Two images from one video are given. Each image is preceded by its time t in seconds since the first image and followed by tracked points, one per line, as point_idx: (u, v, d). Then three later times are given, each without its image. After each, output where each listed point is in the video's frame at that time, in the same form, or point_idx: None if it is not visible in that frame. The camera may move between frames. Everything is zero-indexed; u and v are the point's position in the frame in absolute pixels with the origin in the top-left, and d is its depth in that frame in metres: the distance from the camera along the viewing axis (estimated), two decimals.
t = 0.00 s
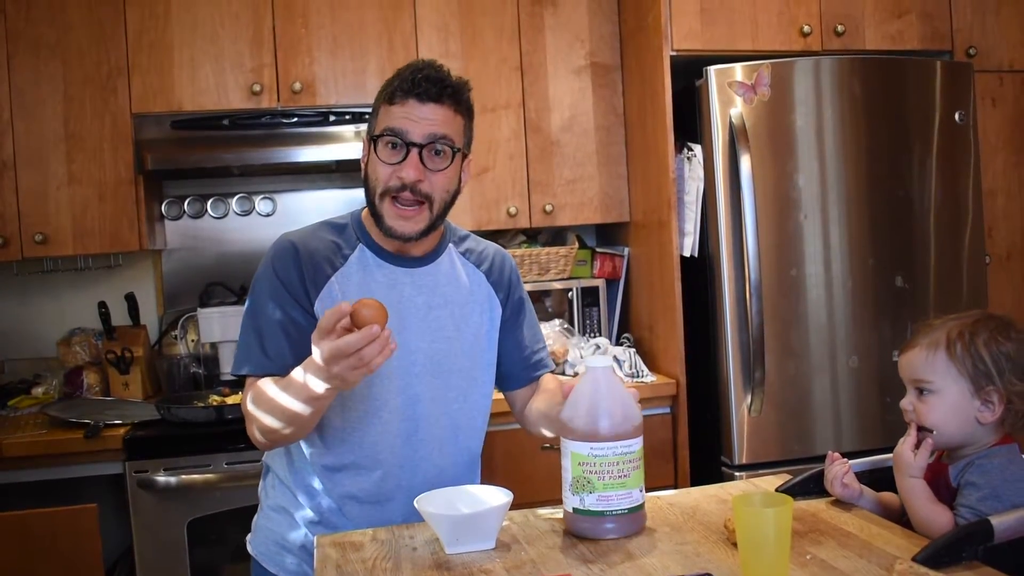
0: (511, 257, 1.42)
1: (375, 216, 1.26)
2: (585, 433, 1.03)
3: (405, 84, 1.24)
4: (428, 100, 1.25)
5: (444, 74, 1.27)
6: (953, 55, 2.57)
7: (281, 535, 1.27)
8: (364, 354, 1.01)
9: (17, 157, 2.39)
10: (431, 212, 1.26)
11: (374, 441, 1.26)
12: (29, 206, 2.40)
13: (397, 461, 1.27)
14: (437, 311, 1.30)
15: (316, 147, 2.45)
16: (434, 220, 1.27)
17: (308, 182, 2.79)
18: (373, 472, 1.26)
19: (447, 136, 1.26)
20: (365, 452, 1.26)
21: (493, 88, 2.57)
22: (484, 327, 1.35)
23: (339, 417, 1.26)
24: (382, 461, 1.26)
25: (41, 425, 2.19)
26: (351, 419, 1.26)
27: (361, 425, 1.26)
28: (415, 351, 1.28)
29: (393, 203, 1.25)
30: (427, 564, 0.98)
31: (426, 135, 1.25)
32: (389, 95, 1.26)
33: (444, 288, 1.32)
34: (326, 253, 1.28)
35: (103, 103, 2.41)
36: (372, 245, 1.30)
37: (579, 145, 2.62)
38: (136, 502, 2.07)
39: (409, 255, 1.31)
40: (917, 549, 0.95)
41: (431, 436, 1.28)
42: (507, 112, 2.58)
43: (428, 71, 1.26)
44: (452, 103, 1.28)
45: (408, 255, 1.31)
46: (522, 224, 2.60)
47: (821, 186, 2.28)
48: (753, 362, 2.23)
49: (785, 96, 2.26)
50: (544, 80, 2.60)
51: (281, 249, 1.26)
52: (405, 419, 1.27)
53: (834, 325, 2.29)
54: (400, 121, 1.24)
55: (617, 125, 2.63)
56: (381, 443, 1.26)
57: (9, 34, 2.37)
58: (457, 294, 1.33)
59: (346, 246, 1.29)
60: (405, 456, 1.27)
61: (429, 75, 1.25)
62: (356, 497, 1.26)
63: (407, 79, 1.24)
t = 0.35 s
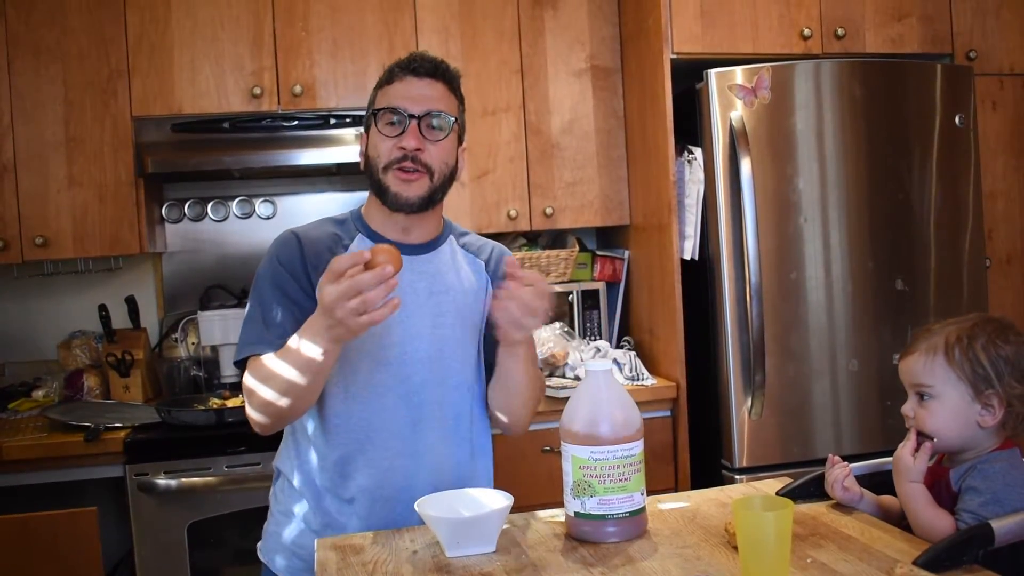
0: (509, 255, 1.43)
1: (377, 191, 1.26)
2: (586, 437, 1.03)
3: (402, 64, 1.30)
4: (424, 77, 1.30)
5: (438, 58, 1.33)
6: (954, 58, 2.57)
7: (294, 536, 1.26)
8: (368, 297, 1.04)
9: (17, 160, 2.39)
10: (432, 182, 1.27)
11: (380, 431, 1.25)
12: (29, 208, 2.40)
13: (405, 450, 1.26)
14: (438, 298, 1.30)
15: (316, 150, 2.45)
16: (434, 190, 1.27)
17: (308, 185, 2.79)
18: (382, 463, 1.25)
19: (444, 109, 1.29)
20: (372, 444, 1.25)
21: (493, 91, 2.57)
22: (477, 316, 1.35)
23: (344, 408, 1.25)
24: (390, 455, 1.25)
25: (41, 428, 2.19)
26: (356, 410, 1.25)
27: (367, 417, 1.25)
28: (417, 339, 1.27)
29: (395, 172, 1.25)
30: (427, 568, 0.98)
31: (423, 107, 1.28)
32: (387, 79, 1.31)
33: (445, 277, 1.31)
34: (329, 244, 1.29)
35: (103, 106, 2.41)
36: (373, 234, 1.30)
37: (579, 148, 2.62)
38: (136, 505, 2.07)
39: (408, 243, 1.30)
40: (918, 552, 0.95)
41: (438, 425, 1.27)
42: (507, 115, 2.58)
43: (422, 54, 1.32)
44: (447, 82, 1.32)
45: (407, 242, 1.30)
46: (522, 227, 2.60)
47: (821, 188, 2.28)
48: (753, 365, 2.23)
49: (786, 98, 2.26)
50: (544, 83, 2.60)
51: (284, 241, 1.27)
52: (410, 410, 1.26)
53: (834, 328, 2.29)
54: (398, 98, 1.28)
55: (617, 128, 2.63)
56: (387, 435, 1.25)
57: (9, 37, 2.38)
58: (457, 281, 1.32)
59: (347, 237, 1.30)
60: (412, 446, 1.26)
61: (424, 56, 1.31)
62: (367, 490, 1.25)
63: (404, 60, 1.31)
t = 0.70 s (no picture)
0: (540, 255, 1.40)
1: (409, 199, 1.27)
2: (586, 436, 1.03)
3: (426, 68, 1.27)
4: (449, 82, 1.28)
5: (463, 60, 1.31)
6: (956, 61, 2.57)
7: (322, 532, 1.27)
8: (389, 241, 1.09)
9: (19, 160, 2.39)
10: (461, 188, 1.26)
11: (403, 424, 1.27)
12: (30, 208, 2.40)
13: (426, 444, 1.28)
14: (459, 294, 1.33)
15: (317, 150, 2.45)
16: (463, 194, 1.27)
17: (309, 186, 2.79)
18: (404, 457, 1.27)
19: (470, 114, 1.27)
20: (394, 436, 1.27)
21: (495, 92, 2.57)
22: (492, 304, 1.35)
23: (369, 402, 1.28)
24: (411, 448, 1.27)
25: (41, 428, 2.19)
26: (379, 403, 1.28)
27: (388, 409, 1.28)
28: (438, 334, 1.30)
29: (424, 179, 1.25)
30: (428, 569, 0.98)
31: (450, 113, 1.25)
32: (412, 83, 1.29)
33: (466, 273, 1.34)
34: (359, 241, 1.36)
35: (104, 106, 2.41)
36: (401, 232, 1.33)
37: (580, 150, 2.62)
38: (137, 505, 2.07)
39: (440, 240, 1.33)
40: (919, 555, 0.95)
41: (458, 419, 1.29)
42: (509, 116, 2.58)
43: (447, 58, 1.29)
44: (471, 84, 1.30)
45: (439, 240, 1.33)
46: (524, 228, 2.60)
47: (823, 190, 2.28)
48: (754, 367, 2.23)
49: (788, 100, 2.26)
50: (546, 85, 2.60)
51: (317, 236, 1.35)
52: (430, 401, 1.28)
53: (836, 330, 2.28)
54: (425, 104, 1.26)
55: (619, 129, 2.63)
56: (408, 429, 1.28)
57: (11, 37, 2.38)
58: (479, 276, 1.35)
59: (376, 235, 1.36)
60: (433, 440, 1.28)
61: (449, 59, 1.28)
62: (389, 485, 1.27)
63: (428, 64, 1.28)
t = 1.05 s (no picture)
0: (563, 266, 1.38)
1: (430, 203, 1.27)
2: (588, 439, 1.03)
3: (451, 73, 1.27)
4: (474, 87, 1.27)
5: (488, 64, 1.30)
6: (956, 61, 2.57)
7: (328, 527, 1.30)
8: (415, 220, 1.07)
9: (19, 161, 2.39)
10: (484, 194, 1.26)
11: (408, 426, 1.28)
12: (31, 209, 2.40)
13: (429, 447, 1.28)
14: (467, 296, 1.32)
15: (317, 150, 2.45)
16: (485, 200, 1.27)
17: (310, 187, 2.79)
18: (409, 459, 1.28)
19: (494, 120, 1.27)
20: (398, 438, 1.28)
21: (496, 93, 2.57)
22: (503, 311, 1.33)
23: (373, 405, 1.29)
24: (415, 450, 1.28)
25: (42, 429, 2.19)
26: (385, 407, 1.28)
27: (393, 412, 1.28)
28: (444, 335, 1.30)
29: (447, 185, 1.26)
30: (428, 569, 0.98)
31: (474, 119, 1.25)
32: (437, 86, 1.29)
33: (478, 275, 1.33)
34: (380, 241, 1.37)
35: (105, 107, 2.41)
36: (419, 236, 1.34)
37: (581, 150, 2.62)
38: (138, 506, 2.07)
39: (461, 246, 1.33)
40: (920, 555, 0.94)
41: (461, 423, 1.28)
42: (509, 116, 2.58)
43: (472, 61, 1.28)
44: (496, 89, 1.29)
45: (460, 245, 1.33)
46: (524, 228, 2.60)
47: (824, 190, 2.28)
48: (755, 367, 2.23)
49: (788, 100, 2.26)
50: (547, 85, 2.60)
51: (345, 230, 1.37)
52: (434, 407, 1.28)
53: (837, 330, 2.28)
54: (449, 109, 1.26)
55: (619, 130, 2.63)
56: (413, 431, 1.28)
57: (12, 38, 2.38)
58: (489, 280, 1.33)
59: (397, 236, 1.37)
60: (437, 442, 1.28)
61: (474, 64, 1.28)
62: (392, 485, 1.28)
63: (453, 67, 1.27)
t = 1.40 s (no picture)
0: (567, 271, 1.37)
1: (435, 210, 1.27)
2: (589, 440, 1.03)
3: (457, 78, 1.26)
4: (480, 92, 1.27)
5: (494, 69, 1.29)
6: (955, 60, 2.57)
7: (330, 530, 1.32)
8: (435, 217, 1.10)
9: (19, 164, 2.39)
10: (489, 201, 1.26)
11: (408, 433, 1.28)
12: (31, 212, 2.40)
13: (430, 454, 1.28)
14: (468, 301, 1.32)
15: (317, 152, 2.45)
16: (490, 208, 1.27)
17: (310, 189, 2.79)
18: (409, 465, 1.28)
19: (500, 127, 1.26)
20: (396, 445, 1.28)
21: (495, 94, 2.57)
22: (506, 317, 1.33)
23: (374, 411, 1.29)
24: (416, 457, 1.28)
25: (42, 432, 2.19)
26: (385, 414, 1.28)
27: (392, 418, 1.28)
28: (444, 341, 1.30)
29: (452, 191, 1.25)
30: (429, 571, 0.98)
31: (479, 125, 1.25)
32: (442, 92, 1.29)
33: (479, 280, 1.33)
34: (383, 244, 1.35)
35: (105, 109, 2.41)
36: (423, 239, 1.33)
37: (581, 151, 2.62)
38: (138, 509, 2.07)
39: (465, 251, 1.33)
40: (921, 555, 0.94)
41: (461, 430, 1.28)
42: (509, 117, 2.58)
43: (478, 66, 1.28)
44: (502, 95, 1.29)
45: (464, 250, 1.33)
46: (524, 229, 2.60)
47: (823, 190, 2.28)
48: (755, 367, 2.23)
49: (788, 101, 2.26)
50: (546, 86, 2.60)
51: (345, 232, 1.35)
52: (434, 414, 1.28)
53: (837, 330, 2.28)
54: (454, 115, 1.26)
55: (619, 130, 2.63)
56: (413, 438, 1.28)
57: (11, 41, 2.38)
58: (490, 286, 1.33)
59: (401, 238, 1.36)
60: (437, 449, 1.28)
61: (480, 69, 1.27)
62: (392, 491, 1.28)
63: (459, 72, 1.27)
